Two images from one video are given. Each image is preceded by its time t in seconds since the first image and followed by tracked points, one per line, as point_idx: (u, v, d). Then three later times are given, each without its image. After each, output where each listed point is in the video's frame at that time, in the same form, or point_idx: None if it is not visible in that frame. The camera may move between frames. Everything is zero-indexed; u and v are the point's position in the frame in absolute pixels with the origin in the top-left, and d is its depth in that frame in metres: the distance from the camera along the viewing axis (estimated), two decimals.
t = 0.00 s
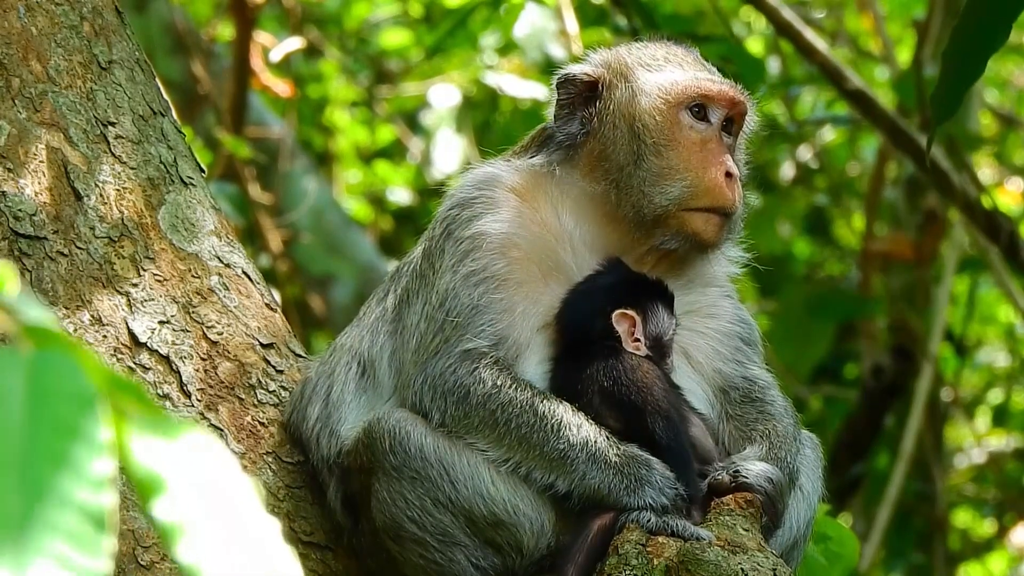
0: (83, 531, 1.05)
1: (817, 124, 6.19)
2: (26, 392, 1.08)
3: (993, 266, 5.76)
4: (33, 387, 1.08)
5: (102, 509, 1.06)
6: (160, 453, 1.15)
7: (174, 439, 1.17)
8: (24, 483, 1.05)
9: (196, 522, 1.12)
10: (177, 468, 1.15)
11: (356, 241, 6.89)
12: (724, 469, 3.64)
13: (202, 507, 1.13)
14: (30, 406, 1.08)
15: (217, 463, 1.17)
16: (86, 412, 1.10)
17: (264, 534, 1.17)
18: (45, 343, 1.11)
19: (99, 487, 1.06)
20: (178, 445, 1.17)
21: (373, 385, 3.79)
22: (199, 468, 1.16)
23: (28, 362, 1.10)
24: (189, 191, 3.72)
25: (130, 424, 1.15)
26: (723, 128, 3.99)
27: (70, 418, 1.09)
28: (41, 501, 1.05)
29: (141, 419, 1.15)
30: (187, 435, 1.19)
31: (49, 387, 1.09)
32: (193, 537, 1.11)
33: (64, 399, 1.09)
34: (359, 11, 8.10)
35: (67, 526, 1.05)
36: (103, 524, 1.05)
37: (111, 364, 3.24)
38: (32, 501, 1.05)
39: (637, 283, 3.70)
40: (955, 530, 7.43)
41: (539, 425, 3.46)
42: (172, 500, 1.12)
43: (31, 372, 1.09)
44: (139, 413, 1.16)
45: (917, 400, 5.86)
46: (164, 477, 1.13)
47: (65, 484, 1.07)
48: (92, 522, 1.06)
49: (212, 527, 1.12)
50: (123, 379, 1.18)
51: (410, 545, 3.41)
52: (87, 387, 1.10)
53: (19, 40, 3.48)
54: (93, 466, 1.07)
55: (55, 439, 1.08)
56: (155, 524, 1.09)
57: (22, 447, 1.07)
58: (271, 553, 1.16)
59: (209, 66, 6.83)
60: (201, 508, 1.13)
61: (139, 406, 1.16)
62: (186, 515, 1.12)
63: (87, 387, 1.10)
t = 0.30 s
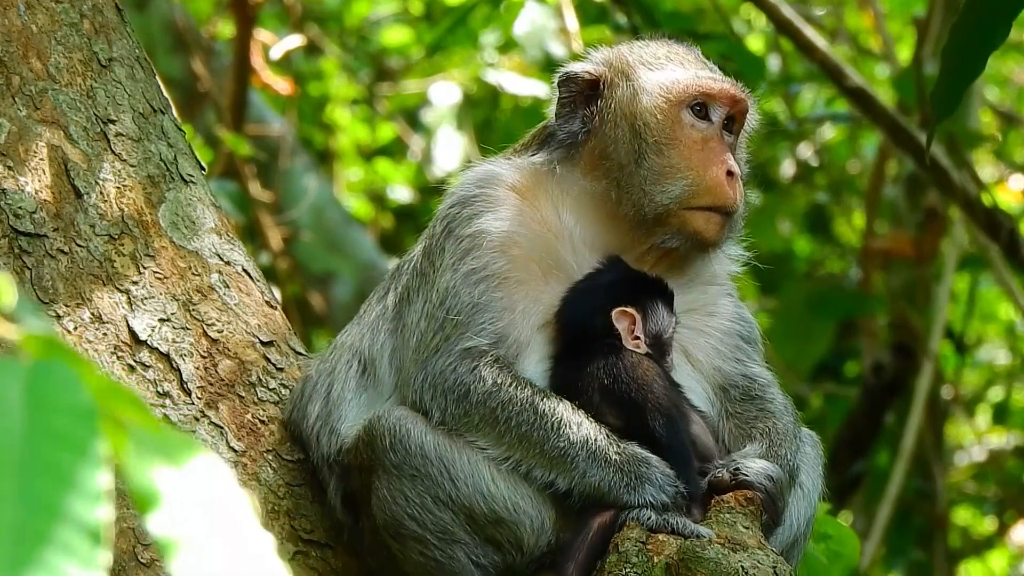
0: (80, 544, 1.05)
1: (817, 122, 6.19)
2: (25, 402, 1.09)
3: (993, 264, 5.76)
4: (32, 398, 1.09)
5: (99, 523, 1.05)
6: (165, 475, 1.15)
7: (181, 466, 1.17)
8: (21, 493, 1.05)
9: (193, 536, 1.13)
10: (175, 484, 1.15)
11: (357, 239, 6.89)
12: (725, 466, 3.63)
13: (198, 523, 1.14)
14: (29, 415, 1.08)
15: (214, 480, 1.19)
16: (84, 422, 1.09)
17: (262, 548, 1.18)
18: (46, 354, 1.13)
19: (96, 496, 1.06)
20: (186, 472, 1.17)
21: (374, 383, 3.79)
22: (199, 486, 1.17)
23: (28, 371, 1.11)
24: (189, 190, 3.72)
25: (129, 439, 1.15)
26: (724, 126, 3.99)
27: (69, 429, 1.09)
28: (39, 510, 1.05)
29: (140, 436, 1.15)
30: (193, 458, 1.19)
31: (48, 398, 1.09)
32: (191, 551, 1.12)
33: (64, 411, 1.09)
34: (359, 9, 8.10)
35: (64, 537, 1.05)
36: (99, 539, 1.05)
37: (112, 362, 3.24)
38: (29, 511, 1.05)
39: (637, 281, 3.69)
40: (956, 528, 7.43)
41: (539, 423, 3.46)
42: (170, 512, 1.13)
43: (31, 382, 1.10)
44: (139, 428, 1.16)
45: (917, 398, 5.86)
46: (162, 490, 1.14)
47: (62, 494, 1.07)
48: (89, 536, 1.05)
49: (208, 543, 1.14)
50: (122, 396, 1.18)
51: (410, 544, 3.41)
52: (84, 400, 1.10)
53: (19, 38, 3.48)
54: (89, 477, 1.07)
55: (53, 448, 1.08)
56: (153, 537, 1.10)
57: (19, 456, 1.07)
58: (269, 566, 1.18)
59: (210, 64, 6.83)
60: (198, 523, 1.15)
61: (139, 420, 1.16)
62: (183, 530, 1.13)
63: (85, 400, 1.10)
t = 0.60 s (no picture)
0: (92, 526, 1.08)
1: (817, 122, 6.19)
2: (37, 396, 1.11)
3: (993, 264, 5.76)
4: (43, 391, 1.11)
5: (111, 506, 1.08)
6: (172, 467, 1.19)
7: (190, 456, 1.21)
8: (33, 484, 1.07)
9: (195, 527, 1.16)
10: (182, 477, 1.19)
11: (357, 239, 6.89)
12: (725, 467, 3.63)
13: (201, 514, 1.17)
14: (40, 408, 1.10)
15: (222, 473, 1.22)
16: (97, 414, 1.12)
17: (268, 540, 1.20)
18: (56, 350, 1.13)
19: (107, 485, 1.08)
20: (195, 462, 1.21)
21: (374, 384, 3.79)
22: (206, 477, 1.20)
23: (38, 366, 1.12)
24: (189, 190, 3.72)
25: (138, 433, 1.18)
26: (726, 129, 4.00)
27: (82, 420, 1.11)
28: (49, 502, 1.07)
29: (150, 430, 1.18)
30: (205, 452, 1.22)
31: (58, 391, 1.11)
32: (192, 539, 1.15)
33: (75, 403, 1.11)
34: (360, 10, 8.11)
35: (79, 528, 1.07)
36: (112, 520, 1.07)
37: (112, 362, 3.24)
38: (40, 497, 1.07)
39: (637, 282, 3.69)
40: (956, 529, 7.42)
41: (539, 424, 3.46)
42: (174, 504, 1.17)
43: (43, 377, 1.11)
44: (148, 424, 1.18)
45: (917, 398, 5.86)
46: (169, 484, 1.18)
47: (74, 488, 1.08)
48: (102, 518, 1.08)
49: (211, 532, 1.16)
50: (132, 394, 1.20)
51: (410, 544, 3.41)
52: (96, 392, 1.12)
53: (19, 38, 3.48)
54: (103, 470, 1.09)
55: (66, 439, 1.10)
56: (156, 527, 1.14)
57: (30, 449, 1.08)
58: (272, 560, 1.19)
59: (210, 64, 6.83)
60: (203, 514, 1.17)
61: (148, 417, 1.19)
62: (186, 520, 1.16)
63: (97, 392, 1.13)
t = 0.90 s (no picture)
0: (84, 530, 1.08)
1: (818, 122, 6.19)
2: (35, 400, 1.13)
3: (994, 264, 5.75)
4: (42, 395, 1.14)
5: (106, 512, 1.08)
6: (172, 477, 1.19)
7: (191, 473, 1.20)
8: (28, 484, 1.09)
9: (193, 539, 1.15)
10: (182, 487, 1.19)
11: (357, 239, 6.89)
12: (725, 466, 3.63)
13: (200, 526, 1.17)
14: (37, 411, 1.13)
15: (222, 486, 1.21)
16: (94, 418, 1.14)
17: (265, 553, 1.21)
18: (57, 355, 1.17)
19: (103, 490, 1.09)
20: (196, 479, 1.20)
21: (374, 384, 3.79)
22: (207, 492, 1.20)
23: (39, 370, 1.15)
24: (189, 189, 3.72)
25: (135, 438, 1.19)
26: (727, 130, 4.00)
27: (79, 424, 1.13)
28: (44, 502, 1.08)
29: (148, 435, 1.20)
30: (205, 467, 1.22)
31: (57, 393, 1.14)
32: (190, 551, 1.14)
33: (73, 406, 1.14)
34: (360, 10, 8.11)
35: (71, 530, 1.08)
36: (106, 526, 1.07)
37: (112, 362, 3.24)
38: (33, 499, 1.08)
39: (637, 282, 3.69)
40: (956, 528, 7.43)
41: (539, 423, 3.46)
42: (172, 515, 1.16)
43: (41, 382, 1.14)
44: (146, 431, 1.20)
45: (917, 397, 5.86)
46: (167, 494, 1.17)
47: (72, 490, 1.09)
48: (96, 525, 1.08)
49: (209, 544, 1.16)
50: (133, 402, 1.22)
51: (410, 544, 3.41)
52: (94, 397, 1.15)
53: (19, 38, 3.48)
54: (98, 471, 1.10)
55: (62, 441, 1.12)
56: (155, 538, 1.13)
57: (28, 449, 1.11)
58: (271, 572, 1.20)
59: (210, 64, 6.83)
60: (202, 525, 1.17)
61: (146, 423, 1.20)
62: (183, 531, 1.15)
63: (94, 396, 1.15)
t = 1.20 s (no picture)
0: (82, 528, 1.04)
1: (818, 119, 6.19)
2: (28, 396, 1.09)
3: (994, 262, 5.74)
4: (35, 391, 1.09)
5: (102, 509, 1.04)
6: (160, 471, 1.17)
7: (177, 461, 1.19)
8: (21, 479, 1.04)
9: (185, 531, 1.14)
10: (172, 481, 1.17)
11: (357, 237, 6.90)
12: (725, 465, 3.63)
13: (191, 521, 1.15)
14: (31, 407, 1.08)
15: (213, 478, 1.19)
16: (89, 415, 1.10)
17: (260, 551, 1.20)
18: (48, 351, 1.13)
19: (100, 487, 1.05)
20: (182, 467, 1.19)
21: (374, 381, 3.79)
22: (196, 481, 1.18)
23: (32, 366, 1.11)
24: (189, 187, 3.72)
25: (129, 436, 1.17)
26: (727, 127, 4.00)
27: (74, 420, 1.09)
28: (38, 497, 1.04)
29: (141, 430, 1.18)
30: (192, 455, 1.21)
31: (51, 390, 1.09)
32: (182, 545, 1.12)
33: (68, 401, 1.09)
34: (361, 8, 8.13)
35: (70, 528, 1.04)
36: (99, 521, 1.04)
37: (112, 360, 3.24)
38: (26, 495, 1.04)
39: (638, 279, 3.69)
40: (957, 527, 7.43)
41: (539, 421, 3.46)
42: (163, 508, 1.14)
43: (34, 378, 1.10)
44: (139, 428, 1.18)
45: (917, 395, 5.85)
46: (157, 489, 1.15)
47: (68, 486, 1.05)
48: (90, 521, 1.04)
49: (200, 539, 1.14)
50: (128, 400, 1.20)
51: (411, 542, 3.41)
52: (89, 393, 1.11)
53: (19, 36, 3.48)
54: (93, 469, 1.06)
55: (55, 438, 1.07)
56: (147, 533, 1.12)
57: (21, 445, 1.06)
58: (265, 565, 1.18)
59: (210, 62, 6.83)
60: (193, 519, 1.15)
61: (140, 419, 1.18)
62: (174, 526, 1.14)
63: (89, 392, 1.11)
